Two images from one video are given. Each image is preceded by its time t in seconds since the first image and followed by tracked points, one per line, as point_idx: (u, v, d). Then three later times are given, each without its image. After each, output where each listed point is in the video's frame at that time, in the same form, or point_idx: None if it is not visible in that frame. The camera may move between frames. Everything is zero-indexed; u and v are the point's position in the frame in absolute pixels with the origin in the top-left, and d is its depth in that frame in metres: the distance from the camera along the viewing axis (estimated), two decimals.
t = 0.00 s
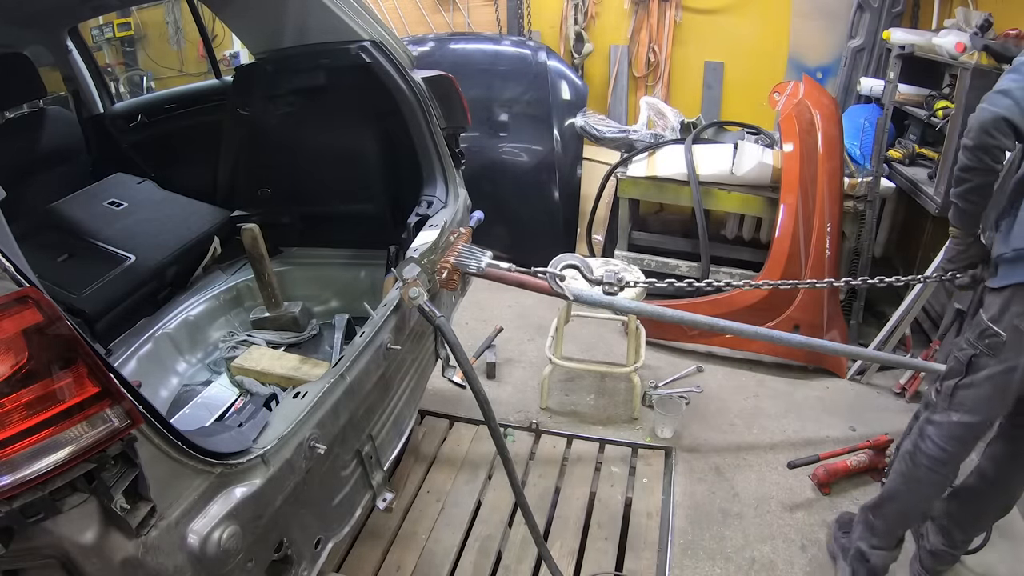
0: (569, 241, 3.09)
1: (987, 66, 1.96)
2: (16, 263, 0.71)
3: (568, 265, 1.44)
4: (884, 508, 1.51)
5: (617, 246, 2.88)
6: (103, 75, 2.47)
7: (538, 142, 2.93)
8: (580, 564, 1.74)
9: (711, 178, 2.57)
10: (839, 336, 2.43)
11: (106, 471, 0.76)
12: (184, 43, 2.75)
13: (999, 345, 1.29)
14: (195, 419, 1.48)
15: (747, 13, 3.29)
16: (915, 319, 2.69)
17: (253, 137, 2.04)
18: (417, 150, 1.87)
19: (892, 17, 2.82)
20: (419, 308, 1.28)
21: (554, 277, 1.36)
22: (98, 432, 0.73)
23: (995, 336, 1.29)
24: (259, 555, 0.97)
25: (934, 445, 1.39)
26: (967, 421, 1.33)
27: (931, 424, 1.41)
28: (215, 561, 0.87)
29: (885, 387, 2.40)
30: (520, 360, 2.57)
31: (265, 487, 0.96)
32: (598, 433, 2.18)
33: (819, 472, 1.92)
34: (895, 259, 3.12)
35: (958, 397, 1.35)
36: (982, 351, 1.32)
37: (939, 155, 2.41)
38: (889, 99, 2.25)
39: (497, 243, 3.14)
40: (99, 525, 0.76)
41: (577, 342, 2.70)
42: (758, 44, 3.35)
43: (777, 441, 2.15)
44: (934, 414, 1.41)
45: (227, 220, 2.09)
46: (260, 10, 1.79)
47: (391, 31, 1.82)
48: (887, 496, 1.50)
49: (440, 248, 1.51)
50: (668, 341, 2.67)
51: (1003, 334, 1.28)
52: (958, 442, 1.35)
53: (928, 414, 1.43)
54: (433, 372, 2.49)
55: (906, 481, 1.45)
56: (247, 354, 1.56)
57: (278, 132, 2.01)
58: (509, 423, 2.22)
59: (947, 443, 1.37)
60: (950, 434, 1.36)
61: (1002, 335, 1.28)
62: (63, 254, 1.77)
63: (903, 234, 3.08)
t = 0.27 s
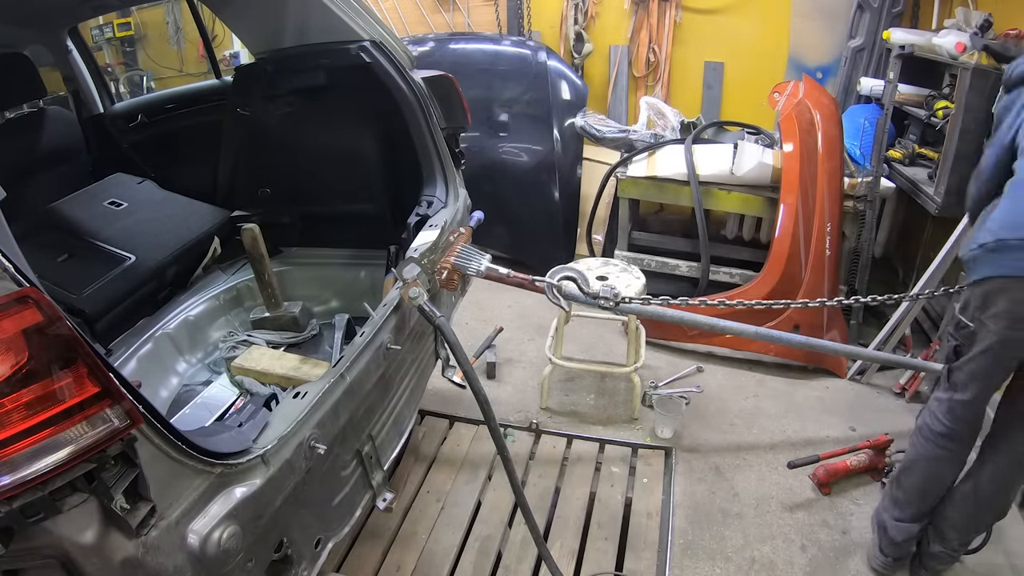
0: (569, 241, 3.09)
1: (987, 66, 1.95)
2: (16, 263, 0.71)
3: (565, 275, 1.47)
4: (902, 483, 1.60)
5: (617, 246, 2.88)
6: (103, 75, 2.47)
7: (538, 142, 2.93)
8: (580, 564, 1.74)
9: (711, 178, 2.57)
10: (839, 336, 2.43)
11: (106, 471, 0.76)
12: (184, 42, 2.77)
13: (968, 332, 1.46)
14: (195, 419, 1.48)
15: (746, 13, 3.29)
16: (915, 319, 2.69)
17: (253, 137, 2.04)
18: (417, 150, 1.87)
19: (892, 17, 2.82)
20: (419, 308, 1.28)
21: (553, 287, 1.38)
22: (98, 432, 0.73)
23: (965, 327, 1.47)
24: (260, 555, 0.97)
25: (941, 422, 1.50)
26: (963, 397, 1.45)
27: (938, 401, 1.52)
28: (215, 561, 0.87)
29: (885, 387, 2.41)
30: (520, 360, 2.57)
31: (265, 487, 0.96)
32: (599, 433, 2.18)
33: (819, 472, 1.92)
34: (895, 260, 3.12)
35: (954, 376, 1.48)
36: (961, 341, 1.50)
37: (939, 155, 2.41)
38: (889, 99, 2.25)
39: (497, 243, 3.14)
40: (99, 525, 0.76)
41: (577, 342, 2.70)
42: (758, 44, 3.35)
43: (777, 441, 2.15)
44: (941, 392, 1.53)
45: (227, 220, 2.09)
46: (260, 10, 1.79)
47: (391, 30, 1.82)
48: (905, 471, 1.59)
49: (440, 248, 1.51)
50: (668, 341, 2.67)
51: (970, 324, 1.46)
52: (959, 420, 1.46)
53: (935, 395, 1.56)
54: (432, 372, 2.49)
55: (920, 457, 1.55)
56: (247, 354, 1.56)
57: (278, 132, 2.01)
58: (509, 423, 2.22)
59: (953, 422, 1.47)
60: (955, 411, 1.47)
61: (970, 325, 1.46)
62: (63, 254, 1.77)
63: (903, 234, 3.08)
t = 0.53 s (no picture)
0: (569, 240, 3.09)
1: (987, 66, 1.94)
2: (16, 263, 0.71)
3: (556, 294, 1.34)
4: (894, 471, 1.64)
5: (617, 246, 2.88)
6: (103, 75, 2.47)
7: (538, 142, 2.93)
8: (580, 564, 1.74)
9: (711, 178, 2.57)
10: (839, 336, 2.43)
11: (106, 471, 0.76)
12: (183, 42, 2.76)
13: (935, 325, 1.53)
14: (195, 419, 1.48)
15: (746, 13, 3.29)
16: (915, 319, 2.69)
17: (253, 137, 2.04)
18: (417, 150, 1.87)
19: (892, 17, 2.82)
20: (420, 308, 1.28)
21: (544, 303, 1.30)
22: (98, 432, 0.73)
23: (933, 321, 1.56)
24: (260, 555, 0.97)
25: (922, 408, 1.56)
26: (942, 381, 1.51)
27: (920, 391, 1.59)
28: (215, 561, 0.87)
29: (884, 387, 2.41)
30: (520, 360, 2.57)
31: (265, 487, 0.96)
32: (598, 433, 2.18)
33: (819, 472, 1.93)
34: (895, 260, 3.12)
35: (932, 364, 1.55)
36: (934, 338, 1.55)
37: (939, 155, 2.41)
38: (889, 99, 2.25)
39: (497, 243, 3.14)
40: (99, 525, 0.76)
41: (577, 342, 2.70)
42: (758, 44, 3.35)
43: (777, 441, 2.15)
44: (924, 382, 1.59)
45: (227, 220, 2.09)
46: (260, 10, 1.79)
47: (391, 30, 1.82)
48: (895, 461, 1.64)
49: (440, 248, 1.51)
50: (668, 341, 2.67)
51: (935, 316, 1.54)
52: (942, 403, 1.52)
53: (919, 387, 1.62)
54: (432, 372, 2.49)
55: (907, 445, 1.60)
56: (247, 354, 1.56)
57: (278, 133, 2.01)
58: (509, 423, 2.22)
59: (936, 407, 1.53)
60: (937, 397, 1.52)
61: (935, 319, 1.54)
62: (63, 254, 1.77)
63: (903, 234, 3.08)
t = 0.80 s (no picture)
0: (569, 240, 3.09)
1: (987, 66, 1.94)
2: (16, 263, 0.71)
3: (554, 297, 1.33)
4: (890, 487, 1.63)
5: (617, 246, 2.88)
6: (104, 75, 2.47)
7: (538, 142, 2.93)
8: (580, 564, 1.74)
9: (711, 178, 2.57)
10: (839, 336, 2.43)
11: (106, 471, 0.76)
12: (183, 42, 2.77)
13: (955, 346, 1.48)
14: (195, 419, 1.48)
15: (746, 13, 3.29)
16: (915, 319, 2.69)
17: (253, 137, 2.04)
18: (417, 150, 1.87)
19: (892, 17, 2.82)
20: (420, 308, 1.28)
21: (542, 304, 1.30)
22: (98, 432, 0.73)
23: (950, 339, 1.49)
24: (260, 555, 0.97)
25: (922, 430, 1.54)
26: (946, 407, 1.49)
27: (917, 410, 1.57)
28: (215, 561, 0.87)
29: (884, 387, 2.41)
30: (520, 360, 2.57)
31: (265, 487, 0.96)
32: (598, 433, 2.18)
33: (819, 472, 1.93)
34: (895, 260, 3.12)
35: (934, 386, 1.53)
36: (944, 353, 1.51)
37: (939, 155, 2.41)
38: (889, 99, 2.25)
39: (497, 243, 3.14)
40: (99, 525, 0.76)
41: (577, 342, 2.70)
42: (758, 44, 3.35)
43: (777, 441, 2.15)
44: (920, 401, 1.57)
45: (227, 220, 2.09)
46: (260, 10, 1.79)
47: (391, 31, 1.82)
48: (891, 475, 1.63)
49: (440, 248, 1.51)
50: (668, 341, 2.67)
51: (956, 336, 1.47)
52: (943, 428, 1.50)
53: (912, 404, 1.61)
54: (432, 372, 2.49)
55: (902, 463, 1.59)
56: (247, 354, 1.56)
57: (278, 133, 2.01)
58: (509, 423, 2.22)
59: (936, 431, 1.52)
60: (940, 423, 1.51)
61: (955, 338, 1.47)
62: (62, 254, 1.77)
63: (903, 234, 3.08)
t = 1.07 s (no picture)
0: (569, 240, 3.09)
1: (987, 66, 1.95)
2: (16, 263, 0.71)
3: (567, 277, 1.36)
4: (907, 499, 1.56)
5: (617, 246, 2.88)
6: (104, 75, 2.47)
7: (538, 142, 2.93)
8: (580, 564, 1.74)
9: (711, 178, 2.57)
10: (839, 336, 2.43)
11: (106, 471, 0.76)
12: (183, 42, 2.75)
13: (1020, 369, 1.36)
14: (195, 419, 1.48)
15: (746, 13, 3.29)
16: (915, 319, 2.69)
17: (253, 138, 2.04)
18: (417, 150, 1.87)
19: (892, 17, 2.82)
20: (420, 308, 1.28)
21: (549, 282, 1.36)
22: (98, 432, 0.73)
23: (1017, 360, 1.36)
24: (260, 555, 0.97)
25: (962, 454, 1.44)
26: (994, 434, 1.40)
27: (955, 429, 1.47)
28: (215, 561, 0.87)
29: (885, 387, 2.41)
30: (520, 360, 2.57)
31: (265, 487, 0.96)
32: (598, 433, 2.18)
33: (819, 472, 1.93)
34: (895, 260, 3.12)
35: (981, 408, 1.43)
36: (1002, 372, 1.39)
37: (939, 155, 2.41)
38: (889, 99, 2.25)
39: (497, 243, 3.14)
40: (99, 525, 0.76)
41: (577, 342, 2.70)
42: (758, 44, 3.35)
43: (777, 441, 2.15)
44: (959, 420, 1.48)
45: (227, 220, 2.10)
46: (260, 10, 1.79)
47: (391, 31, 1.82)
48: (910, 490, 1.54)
49: (440, 248, 1.51)
50: (668, 341, 2.67)
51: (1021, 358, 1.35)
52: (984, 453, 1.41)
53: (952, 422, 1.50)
54: (432, 372, 2.49)
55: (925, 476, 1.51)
56: (247, 354, 1.56)
57: (278, 133, 2.01)
58: (509, 423, 2.22)
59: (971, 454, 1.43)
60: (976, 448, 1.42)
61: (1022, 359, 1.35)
62: (62, 254, 1.76)
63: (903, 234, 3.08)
